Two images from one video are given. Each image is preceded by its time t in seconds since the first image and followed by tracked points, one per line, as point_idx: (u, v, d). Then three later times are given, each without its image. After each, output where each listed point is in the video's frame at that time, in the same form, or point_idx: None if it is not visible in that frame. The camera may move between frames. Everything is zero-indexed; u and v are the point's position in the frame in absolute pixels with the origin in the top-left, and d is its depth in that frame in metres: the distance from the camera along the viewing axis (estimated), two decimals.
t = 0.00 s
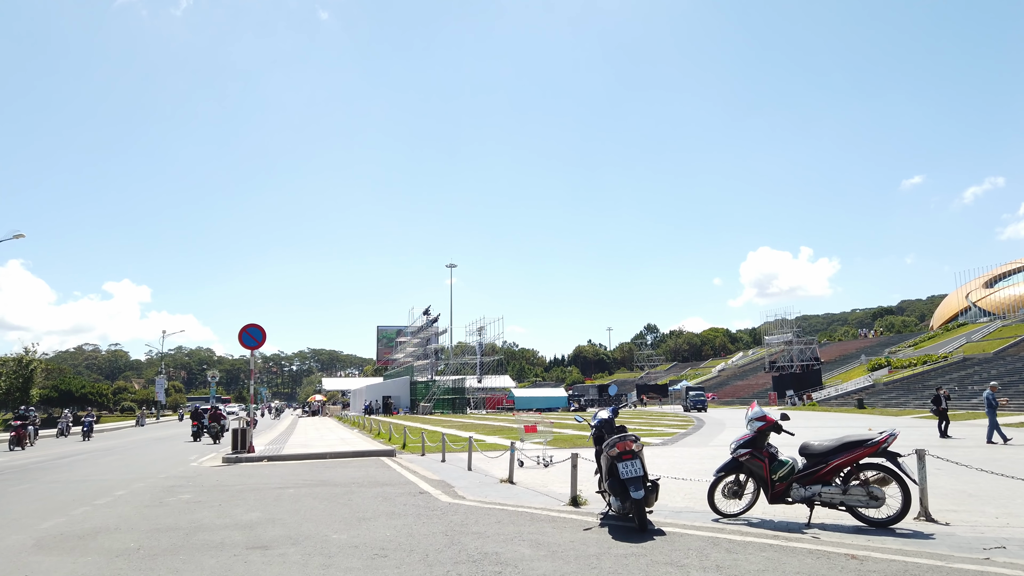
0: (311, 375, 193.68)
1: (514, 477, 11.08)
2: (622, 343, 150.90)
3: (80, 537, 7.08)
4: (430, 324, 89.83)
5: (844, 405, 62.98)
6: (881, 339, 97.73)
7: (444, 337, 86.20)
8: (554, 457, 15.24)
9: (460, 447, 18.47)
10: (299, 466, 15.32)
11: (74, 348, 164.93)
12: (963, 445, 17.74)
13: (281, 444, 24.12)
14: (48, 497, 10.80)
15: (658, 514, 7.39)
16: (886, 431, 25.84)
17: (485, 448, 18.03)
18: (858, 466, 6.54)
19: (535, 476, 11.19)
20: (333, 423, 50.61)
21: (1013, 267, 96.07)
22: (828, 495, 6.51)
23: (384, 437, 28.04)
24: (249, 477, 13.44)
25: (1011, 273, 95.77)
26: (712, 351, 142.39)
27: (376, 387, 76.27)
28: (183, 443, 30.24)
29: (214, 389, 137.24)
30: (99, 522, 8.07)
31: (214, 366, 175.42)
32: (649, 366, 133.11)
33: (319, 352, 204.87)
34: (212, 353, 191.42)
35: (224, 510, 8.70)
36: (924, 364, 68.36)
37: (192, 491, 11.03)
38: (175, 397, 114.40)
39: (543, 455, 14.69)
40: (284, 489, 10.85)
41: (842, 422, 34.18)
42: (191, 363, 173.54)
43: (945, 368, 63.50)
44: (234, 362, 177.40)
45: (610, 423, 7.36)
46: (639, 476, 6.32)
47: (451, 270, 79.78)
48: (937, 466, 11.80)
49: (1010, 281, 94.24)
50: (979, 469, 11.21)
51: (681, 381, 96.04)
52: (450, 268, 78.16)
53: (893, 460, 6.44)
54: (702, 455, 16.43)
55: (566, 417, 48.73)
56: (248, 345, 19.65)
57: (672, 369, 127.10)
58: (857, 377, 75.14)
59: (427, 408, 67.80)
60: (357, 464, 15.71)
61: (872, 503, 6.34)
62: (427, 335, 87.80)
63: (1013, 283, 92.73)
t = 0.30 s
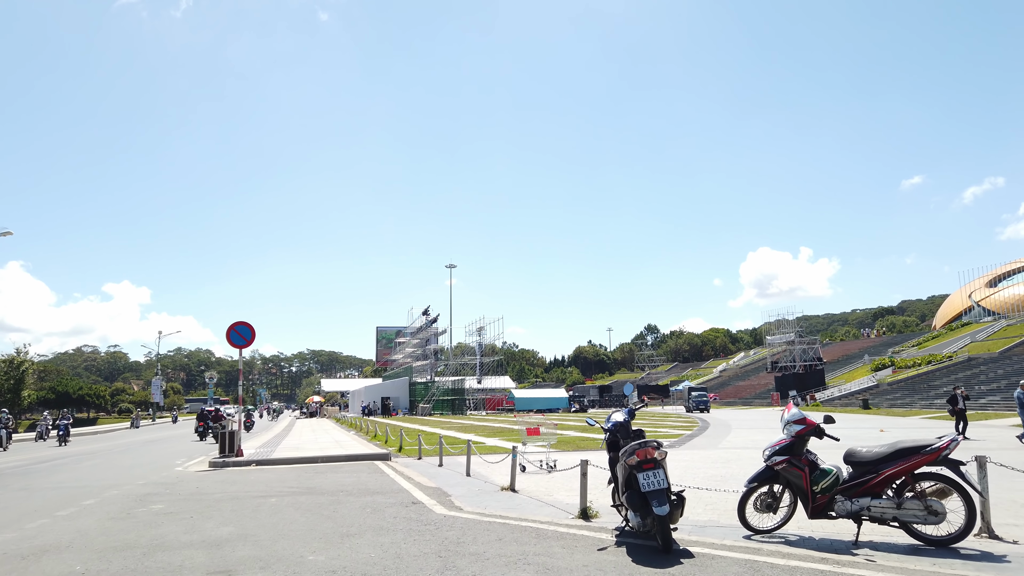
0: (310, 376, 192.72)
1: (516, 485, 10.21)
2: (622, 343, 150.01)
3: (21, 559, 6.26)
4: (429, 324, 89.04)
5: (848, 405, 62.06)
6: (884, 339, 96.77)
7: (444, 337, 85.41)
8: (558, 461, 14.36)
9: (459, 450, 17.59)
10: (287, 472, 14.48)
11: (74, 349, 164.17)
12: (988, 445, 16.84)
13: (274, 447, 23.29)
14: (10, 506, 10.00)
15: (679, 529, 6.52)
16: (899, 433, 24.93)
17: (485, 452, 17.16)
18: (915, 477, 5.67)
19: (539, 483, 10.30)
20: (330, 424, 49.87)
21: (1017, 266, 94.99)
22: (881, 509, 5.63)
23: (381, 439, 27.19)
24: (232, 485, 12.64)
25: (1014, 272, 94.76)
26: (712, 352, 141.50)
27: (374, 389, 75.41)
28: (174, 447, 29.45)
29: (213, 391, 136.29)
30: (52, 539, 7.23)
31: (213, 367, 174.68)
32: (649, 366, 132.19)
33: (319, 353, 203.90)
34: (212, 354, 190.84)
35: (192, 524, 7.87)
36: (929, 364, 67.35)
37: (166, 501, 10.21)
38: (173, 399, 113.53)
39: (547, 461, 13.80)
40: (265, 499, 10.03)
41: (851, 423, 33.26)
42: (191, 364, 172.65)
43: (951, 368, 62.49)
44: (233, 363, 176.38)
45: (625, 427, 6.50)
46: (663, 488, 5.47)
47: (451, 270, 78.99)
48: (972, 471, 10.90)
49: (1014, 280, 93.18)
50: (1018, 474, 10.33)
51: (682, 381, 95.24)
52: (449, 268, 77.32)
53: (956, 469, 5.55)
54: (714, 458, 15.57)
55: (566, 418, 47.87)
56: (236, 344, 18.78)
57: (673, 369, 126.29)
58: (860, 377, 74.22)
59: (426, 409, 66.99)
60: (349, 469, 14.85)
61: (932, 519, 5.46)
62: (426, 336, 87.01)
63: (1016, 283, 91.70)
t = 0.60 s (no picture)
0: (307, 378, 191.52)
1: (513, 492, 9.36)
2: (619, 343, 149.22)
3: None
4: (425, 324, 88.18)
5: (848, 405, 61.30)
6: (882, 339, 96.14)
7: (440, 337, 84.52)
8: (556, 464, 13.54)
9: (453, 452, 16.74)
10: (268, 477, 13.63)
11: (69, 351, 162.65)
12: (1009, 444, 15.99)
13: (260, 449, 22.40)
14: None
15: (698, 545, 5.67)
16: (907, 434, 24.13)
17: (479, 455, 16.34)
18: (977, 487, 4.84)
19: (537, 489, 9.45)
20: (324, 426, 48.94)
21: (1015, 266, 94.39)
22: (938, 524, 4.83)
23: (374, 441, 26.32)
24: (206, 492, 11.78)
25: (1013, 272, 94.21)
26: (709, 352, 140.92)
27: (370, 389, 74.56)
28: (160, 449, 28.56)
29: (208, 393, 135.13)
30: None
31: (208, 368, 173.43)
32: (647, 366, 131.34)
33: (315, 354, 202.67)
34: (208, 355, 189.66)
35: (146, 539, 7.04)
36: (929, 363, 66.61)
37: (127, 510, 9.35)
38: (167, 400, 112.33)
39: (545, 465, 12.98)
40: (237, 507, 9.18)
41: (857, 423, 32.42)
42: (186, 366, 171.41)
43: (952, 367, 61.77)
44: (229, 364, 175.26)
45: (634, 427, 5.68)
46: (684, 504, 4.64)
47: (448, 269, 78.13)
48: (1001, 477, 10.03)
49: (1013, 279, 92.55)
50: None
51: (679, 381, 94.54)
52: (445, 268, 76.33)
53: None
54: (721, 460, 14.73)
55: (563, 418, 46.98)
56: (218, 341, 17.91)
57: (671, 369, 125.68)
58: (859, 377, 73.57)
59: (421, 410, 66.19)
60: (335, 473, 14.00)
61: (1001, 537, 4.65)
62: (422, 336, 86.10)
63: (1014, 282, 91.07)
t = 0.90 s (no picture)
0: (296, 378, 189.56)
1: (500, 503, 8.52)
2: (610, 344, 148.74)
3: None
4: (415, 324, 87.21)
5: (840, 405, 60.91)
6: (873, 339, 96.13)
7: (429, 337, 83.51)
8: (548, 470, 12.74)
9: (439, 456, 15.92)
10: (239, 485, 12.74)
11: (54, 352, 159.79)
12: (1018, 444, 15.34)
13: (239, 452, 21.45)
14: None
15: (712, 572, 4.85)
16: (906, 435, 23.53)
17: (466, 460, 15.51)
18: None
19: (527, 500, 8.64)
20: (310, 427, 48.03)
21: (1004, 266, 94.56)
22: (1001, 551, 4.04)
23: (359, 444, 25.42)
24: (169, 501, 10.91)
25: (1002, 272, 94.44)
26: (700, 352, 140.72)
27: (358, 390, 73.61)
28: (136, 453, 27.52)
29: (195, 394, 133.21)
30: None
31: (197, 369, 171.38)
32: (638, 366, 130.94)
33: (305, 354, 200.70)
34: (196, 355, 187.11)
35: (80, 563, 6.21)
36: (920, 363, 66.37)
37: (74, 526, 8.50)
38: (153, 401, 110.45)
39: (535, 471, 12.19)
40: (193, 522, 8.33)
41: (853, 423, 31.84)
42: (174, 366, 169.03)
43: (944, 367, 61.53)
44: (218, 366, 173.17)
45: (643, 436, 4.88)
46: (706, 530, 3.83)
47: (437, 270, 77.22)
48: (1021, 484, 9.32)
49: (1002, 279, 92.72)
50: None
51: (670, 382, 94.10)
52: (435, 268, 75.51)
53: None
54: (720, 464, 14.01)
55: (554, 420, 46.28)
56: (191, 340, 16.93)
57: (662, 369, 125.34)
58: (851, 377, 73.29)
59: (411, 411, 65.31)
60: (313, 480, 13.10)
61: None
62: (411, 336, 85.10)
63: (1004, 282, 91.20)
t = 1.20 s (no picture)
0: (281, 380, 187.36)
1: (485, 517, 7.65)
2: (598, 344, 148.41)
3: None
4: (400, 324, 86.04)
5: (828, 406, 60.74)
6: (860, 338, 96.42)
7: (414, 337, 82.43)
8: (536, 475, 11.96)
9: (420, 461, 15.04)
10: (202, 494, 11.76)
11: (34, 352, 156.27)
12: (1023, 445, 14.78)
13: (211, 456, 20.44)
14: None
15: None
16: (901, 436, 23.02)
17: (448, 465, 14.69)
18: None
19: (514, 512, 7.83)
20: (292, 429, 46.95)
21: (989, 267, 95.25)
22: None
23: (339, 447, 24.49)
24: (121, 513, 9.94)
25: (987, 272, 95.18)
26: (686, 352, 140.90)
27: (342, 391, 72.48)
28: (106, 456, 26.35)
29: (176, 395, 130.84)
30: None
31: (180, 370, 168.77)
32: (625, 366, 130.65)
33: (290, 355, 198.44)
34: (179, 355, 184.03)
35: None
36: (907, 363, 66.46)
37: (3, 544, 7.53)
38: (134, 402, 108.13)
39: (522, 477, 11.42)
40: (137, 540, 7.41)
41: (845, 424, 31.36)
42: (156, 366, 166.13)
43: (931, 367, 61.61)
44: (202, 366, 170.70)
45: (654, 446, 4.09)
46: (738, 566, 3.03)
47: (424, 269, 76.22)
48: None
49: (987, 280, 93.38)
50: None
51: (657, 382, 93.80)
52: (421, 268, 74.49)
53: None
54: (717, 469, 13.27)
55: (540, 420, 45.54)
56: (158, 338, 15.92)
57: (649, 369, 125.11)
58: (838, 377, 73.35)
59: (396, 411, 64.28)
60: (283, 488, 12.19)
61: None
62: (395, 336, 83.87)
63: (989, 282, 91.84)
